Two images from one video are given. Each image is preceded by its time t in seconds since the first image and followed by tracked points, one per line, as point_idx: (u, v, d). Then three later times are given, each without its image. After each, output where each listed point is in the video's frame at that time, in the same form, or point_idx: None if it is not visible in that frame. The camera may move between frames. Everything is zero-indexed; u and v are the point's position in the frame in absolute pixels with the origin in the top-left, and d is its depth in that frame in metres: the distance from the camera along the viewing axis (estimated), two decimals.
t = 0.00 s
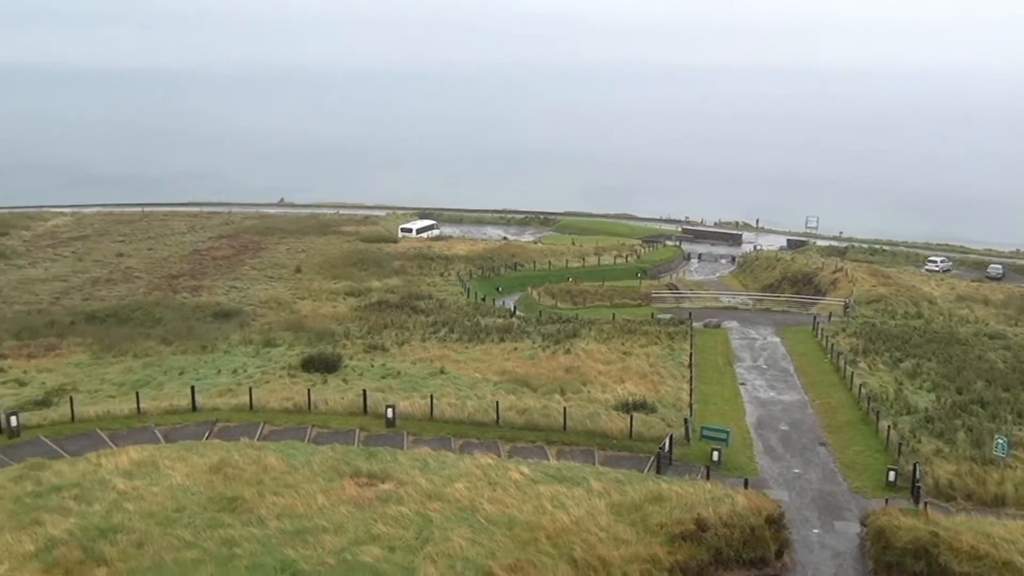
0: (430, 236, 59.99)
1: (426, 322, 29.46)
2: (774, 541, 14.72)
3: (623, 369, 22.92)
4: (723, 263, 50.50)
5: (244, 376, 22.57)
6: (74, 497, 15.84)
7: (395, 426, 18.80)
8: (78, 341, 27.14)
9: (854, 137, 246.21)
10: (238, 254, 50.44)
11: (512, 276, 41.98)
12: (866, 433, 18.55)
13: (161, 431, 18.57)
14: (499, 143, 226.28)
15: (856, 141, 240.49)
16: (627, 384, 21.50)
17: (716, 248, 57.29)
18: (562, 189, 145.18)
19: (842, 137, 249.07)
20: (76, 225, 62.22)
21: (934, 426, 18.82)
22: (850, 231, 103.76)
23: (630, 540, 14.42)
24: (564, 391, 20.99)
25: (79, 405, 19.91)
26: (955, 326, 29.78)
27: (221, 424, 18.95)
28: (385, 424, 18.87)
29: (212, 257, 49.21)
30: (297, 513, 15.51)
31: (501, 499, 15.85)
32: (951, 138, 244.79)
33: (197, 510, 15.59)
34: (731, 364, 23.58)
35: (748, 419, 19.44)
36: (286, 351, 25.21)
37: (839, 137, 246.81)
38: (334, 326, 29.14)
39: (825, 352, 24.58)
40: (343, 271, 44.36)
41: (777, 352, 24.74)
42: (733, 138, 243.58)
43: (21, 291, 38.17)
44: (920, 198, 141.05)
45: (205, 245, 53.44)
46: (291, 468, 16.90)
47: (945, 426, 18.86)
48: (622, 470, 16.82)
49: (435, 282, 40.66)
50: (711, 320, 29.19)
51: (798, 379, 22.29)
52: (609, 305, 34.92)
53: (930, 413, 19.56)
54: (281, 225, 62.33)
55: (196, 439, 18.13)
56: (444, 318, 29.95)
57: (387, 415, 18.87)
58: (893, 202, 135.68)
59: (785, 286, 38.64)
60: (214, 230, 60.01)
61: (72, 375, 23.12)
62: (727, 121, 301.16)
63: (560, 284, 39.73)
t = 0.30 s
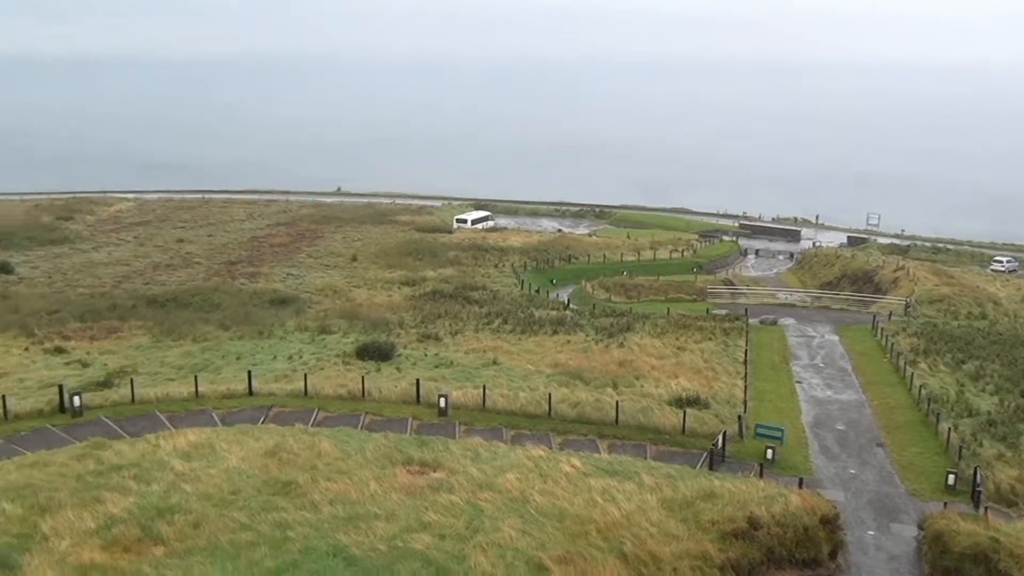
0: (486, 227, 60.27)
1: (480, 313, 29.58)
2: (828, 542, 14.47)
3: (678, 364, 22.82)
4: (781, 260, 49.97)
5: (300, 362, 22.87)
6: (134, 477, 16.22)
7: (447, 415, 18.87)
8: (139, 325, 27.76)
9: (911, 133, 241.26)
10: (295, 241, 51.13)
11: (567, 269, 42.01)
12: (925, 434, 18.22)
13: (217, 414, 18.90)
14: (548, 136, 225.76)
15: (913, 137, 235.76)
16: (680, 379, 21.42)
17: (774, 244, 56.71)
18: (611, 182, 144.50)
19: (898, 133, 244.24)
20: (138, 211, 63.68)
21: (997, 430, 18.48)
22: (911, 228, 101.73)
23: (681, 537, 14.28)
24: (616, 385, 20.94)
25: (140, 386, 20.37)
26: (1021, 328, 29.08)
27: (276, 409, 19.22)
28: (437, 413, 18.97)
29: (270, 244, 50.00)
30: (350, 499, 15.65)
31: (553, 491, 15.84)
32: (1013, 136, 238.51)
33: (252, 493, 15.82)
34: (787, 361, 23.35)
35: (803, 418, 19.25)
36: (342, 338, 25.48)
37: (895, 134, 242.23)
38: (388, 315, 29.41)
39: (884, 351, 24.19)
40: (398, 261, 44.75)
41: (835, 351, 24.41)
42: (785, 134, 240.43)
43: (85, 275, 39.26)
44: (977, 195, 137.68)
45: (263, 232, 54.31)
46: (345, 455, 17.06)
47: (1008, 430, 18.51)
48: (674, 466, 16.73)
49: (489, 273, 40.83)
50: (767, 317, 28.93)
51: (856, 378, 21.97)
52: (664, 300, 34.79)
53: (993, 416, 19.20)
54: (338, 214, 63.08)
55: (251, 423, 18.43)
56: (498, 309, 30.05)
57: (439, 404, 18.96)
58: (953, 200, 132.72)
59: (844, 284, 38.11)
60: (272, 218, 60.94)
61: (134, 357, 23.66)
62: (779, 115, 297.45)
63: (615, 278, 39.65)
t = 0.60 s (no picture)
0: (542, 221, 60.39)
1: (534, 306, 29.62)
2: (884, 545, 14.22)
3: (733, 362, 22.65)
4: (841, 258, 49.27)
5: (354, 352, 23.11)
6: (191, 462, 16.54)
7: (500, 408, 18.93)
8: (198, 312, 28.29)
9: (968, 130, 235.55)
10: (351, 233, 51.67)
11: (623, 264, 41.94)
12: (988, 439, 17.83)
13: (274, 402, 19.18)
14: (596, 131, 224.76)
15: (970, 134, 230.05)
16: (735, 377, 21.26)
17: (833, 242, 55.96)
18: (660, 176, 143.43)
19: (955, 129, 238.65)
20: (199, 200, 65.00)
21: None
22: (974, 225, 99.24)
23: (734, 536, 14.14)
24: (670, 382, 20.86)
25: (199, 373, 20.76)
26: None
27: (331, 399, 19.44)
28: (490, 406, 19.03)
29: (326, 235, 50.64)
30: (402, 489, 15.77)
31: (604, 486, 15.82)
32: None
33: (307, 481, 16.02)
34: (845, 362, 23.03)
35: (861, 419, 18.99)
36: (396, 330, 25.69)
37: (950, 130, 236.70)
38: (442, 308, 29.58)
39: (946, 353, 23.71)
40: (454, 253, 45.01)
41: (895, 352, 24.00)
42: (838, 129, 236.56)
43: (148, 263, 40.20)
44: None
45: (319, 223, 55.03)
46: (398, 445, 17.20)
47: None
48: (728, 464, 16.60)
49: (544, 268, 40.92)
50: (826, 316, 28.56)
51: (916, 380, 21.59)
52: (721, 297, 34.56)
53: None
54: (395, 206, 63.64)
55: (306, 412, 18.67)
56: (553, 303, 30.07)
57: (493, 397, 19.03)
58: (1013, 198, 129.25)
59: (905, 284, 37.42)
60: (329, 209, 61.67)
61: (193, 344, 24.13)
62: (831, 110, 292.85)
63: (672, 274, 39.50)
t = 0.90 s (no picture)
0: (589, 216, 60.37)
1: (581, 301, 29.58)
2: (935, 548, 13.97)
3: (781, 360, 22.46)
4: (894, 255, 48.53)
5: (401, 344, 23.26)
6: (240, 449, 16.77)
7: (546, 402, 18.95)
8: (247, 302, 28.69)
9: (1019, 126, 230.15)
10: (400, 225, 51.97)
11: (670, 260, 41.77)
12: None
13: (321, 392, 19.39)
14: (638, 127, 223.69)
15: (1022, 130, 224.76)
16: (783, 375, 21.09)
17: (886, 239, 55.21)
18: (702, 173, 142.40)
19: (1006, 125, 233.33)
20: (250, 192, 65.90)
21: None
22: None
23: (780, 535, 13.99)
24: (717, 379, 20.74)
25: (248, 362, 21.04)
26: None
27: (377, 390, 19.60)
28: (536, 400, 19.06)
29: (375, 227, 51.07)
30: (447, 480, 15.85)
31: (649, 482, 15.77)
32: None
33: (353, 471, 16.16)
34: (897, 361, 22.71)
35: (913, 420, 18.72)
36: (442, 322, 25.82)
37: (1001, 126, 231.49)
38: (489, 301, 29.67)
39: (1002, 354, 23.24)
40: (502, 246, 45.13)
41: (949, 352, 23.59)
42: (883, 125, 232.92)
43: (200, 252, 40.87)
44: None
45: (368, 215, 55.52)
46: (443, 437, 17.28)
47: None
48: (775, 463, 16.46)
49: (591, 263, 40.97)
50: (877, 314, 28.19)
51: (970, 380, 21.21)
52: (770, 294, 34.30)
53: None
54: (443, 199, 63.95)
55: (353, 402, 18.83)
56: (599, 298, 30.02)
57: (539, 391, 19.06)
58: None
59: (960, 283, 36.76)
60: (378, 201, 62.14)
61: (243, 334, 24.46)
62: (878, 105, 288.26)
63: (720, 270, 39.31)
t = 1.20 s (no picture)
0: (635, 210, 60.24)
1: (625, 296, 29.50)
2: (984, 552, 13.76)
3: (828, 359, 22.26)
4: (946, 254, 47.80)
5: (444, 337, 23.37)
6: (285, 438, 16.96)
7: (589, 397, 18.93)
8: (293, 293, 28.99)
9: None
10: (444, 218, 52.20)
11: (715, 256, 41.55)
12: None
13: (365, 383, 19.55)
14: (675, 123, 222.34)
15: None
16: (830, 374, 20.89)
17: (938, 237, 54.42)
18: (741, 170, 141.16)
19: None
20: (296, 183, 66.66)
21: None
22: None
23: (825, 535, 13.86)
24: (762, 377, 20.60)
25: (293, 352, 21.27)
26: None
27: (421, 381, 19.72)
28: (579, 395, 19.06)
29: (420, 219, 51.38)
30: (489, 473, 15.92)
31: (692, 479, 15.71)
32: None
33: (396, 462, 16.27)
34: (947, 361, 22.36)
35: (963, 421, 18.43)
36: (485, 315, 25.90)
37: None
38: (532, 294, 29.72)
39: None
40: (546, 241, 45.18)
41: (1002, 353, 23.16)
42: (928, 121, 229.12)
43: (247, 243, 41.45)
44: None
45: (413, 208, 55.88)
46: (486, 430, 17.34)
47: None
48: (820, 462, 16.31)
49: (636, 258, 40.96)
50: (928, 313, 27.80)
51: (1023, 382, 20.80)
52: (818, 291, 34.00)
53: None
54: (488, 192, 64.15)
55: (397, 394, 18.97)
56: (644, 293, 29.93)
57: (582, 385, 19.04)
58: None
59: (1014, 283, 36.08)
60: (423, 194, 62.47)
61: (287, 324, 24.73)
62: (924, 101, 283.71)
63: (766, 266, 39.07)
